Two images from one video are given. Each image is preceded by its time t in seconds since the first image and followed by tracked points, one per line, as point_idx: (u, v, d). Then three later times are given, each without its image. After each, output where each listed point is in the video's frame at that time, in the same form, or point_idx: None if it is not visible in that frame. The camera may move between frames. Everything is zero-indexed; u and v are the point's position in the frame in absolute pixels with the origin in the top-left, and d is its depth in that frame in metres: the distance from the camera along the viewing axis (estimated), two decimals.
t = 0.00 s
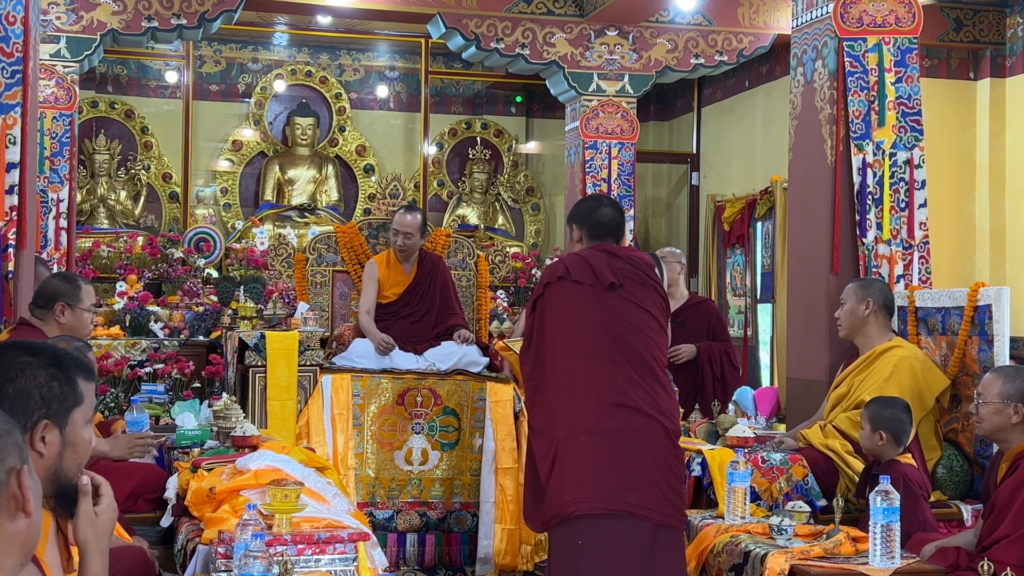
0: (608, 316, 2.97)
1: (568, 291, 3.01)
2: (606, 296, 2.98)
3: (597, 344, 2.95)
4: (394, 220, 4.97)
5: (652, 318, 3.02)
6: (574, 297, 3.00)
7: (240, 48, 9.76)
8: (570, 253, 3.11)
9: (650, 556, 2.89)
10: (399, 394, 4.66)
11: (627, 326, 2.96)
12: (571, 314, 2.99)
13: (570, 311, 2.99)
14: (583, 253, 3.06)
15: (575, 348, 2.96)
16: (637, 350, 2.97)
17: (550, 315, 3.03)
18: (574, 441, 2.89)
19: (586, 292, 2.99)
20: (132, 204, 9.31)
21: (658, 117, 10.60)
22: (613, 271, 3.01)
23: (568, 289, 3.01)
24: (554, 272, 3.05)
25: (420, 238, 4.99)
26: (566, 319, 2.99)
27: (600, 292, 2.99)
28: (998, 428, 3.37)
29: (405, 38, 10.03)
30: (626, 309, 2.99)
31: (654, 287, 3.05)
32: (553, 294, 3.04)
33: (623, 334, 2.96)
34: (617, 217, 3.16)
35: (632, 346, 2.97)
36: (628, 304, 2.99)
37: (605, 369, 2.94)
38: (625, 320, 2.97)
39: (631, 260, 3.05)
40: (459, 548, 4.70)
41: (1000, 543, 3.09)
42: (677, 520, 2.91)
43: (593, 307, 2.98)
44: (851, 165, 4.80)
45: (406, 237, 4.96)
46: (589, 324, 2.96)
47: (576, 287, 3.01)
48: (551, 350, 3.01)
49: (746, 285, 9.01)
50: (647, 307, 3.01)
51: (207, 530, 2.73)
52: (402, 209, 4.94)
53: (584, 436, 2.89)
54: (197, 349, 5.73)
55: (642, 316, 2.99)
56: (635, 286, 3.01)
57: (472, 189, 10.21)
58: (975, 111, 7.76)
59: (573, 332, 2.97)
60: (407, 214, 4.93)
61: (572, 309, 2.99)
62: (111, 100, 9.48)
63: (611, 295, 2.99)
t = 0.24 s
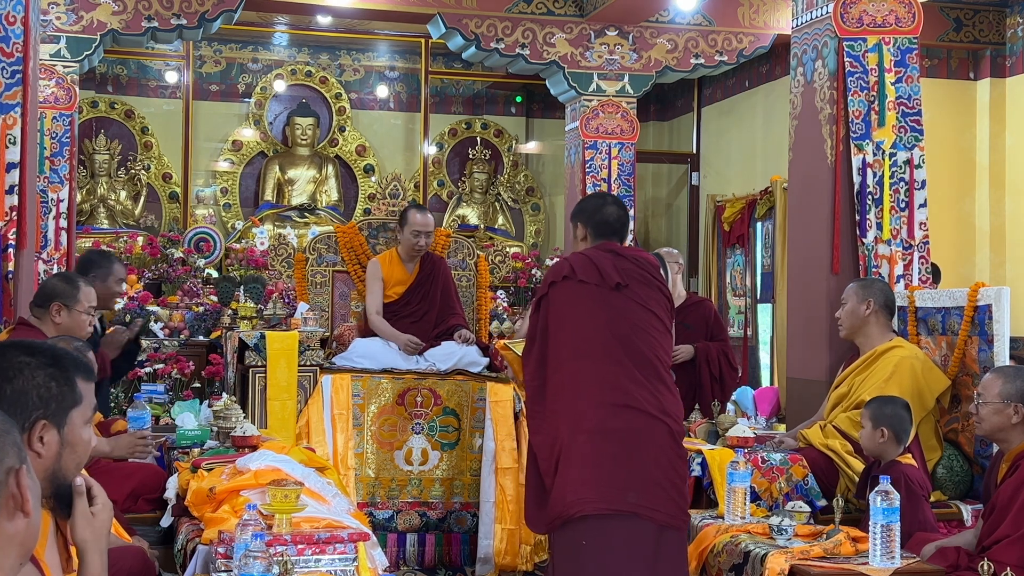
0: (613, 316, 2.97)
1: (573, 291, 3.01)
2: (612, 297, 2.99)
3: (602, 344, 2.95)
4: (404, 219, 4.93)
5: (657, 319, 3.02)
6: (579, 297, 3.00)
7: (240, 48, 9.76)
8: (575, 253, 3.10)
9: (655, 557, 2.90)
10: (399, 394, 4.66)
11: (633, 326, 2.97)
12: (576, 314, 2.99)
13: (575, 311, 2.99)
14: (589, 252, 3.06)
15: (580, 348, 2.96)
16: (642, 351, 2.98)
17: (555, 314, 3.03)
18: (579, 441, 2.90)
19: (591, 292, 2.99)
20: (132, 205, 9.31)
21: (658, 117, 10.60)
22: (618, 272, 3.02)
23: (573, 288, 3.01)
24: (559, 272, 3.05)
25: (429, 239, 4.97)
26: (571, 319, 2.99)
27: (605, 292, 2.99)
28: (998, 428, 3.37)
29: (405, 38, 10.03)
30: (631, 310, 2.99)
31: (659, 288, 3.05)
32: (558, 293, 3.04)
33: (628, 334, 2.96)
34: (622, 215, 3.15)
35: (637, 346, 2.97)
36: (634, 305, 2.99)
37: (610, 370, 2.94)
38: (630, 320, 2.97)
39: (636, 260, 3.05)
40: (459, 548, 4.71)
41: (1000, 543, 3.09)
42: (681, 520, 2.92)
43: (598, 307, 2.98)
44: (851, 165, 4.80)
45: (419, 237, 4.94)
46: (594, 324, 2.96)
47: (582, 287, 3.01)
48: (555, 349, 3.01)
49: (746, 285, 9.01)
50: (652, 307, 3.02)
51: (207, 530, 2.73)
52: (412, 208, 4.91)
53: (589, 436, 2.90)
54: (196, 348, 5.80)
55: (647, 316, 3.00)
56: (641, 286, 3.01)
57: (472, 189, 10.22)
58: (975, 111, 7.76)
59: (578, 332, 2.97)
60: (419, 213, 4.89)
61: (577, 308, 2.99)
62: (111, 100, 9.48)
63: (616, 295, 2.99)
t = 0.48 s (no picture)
0: (619, 316, 2.97)
1: (579, 291, 3.01)
2: (618, 297, 2.98)
3: (608, 345, 2.95)
4: (420, 218, 4.84)
5: (663, 319, 3.02)
6: (585, 297, 2.99)
7: (240, 48, 9.76)
8: (581, 252, 3.10)
9: (661, 557, 2.91)
10: (399, 394, 4.66)
11: (639, 327, 2.97)
12: (582, 314, 2.99)
13: (581, 310, 2.99)
14: (595, 252, 3.06)
15: (586, 348, 2.97)
16: (648, 351, 2.98)
17: (561, 314, 3.03)
18: (585, 442, 2.91)
19: (598, 292, 2.99)
20: (132, 205, 9.31)
21: (658, 117, 10.61)
22: (624, 272, 3.01)
23: (579, 288, 3.01)
24: (565, 271, 3.05)
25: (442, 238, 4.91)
26: (577, 319, 2.99)
27: (612, 292, 2.99)
28: (998, 428, 3.37)
29: (405, 38, 10.03)
30: (637, 309, 2.99)
31: (665, 288, 3.05)
32: (564, 293, 3.04)
33: (635, 334, 2.97)
34: (626, 214, 3.14)
35: (644, 347, 2.97)
36: (640, 305, 2.99)
37: (617, 370, 2.95)
38: (637, 321, 2.97)
39: (642, 260, 3.05)
40: (459, 548, 4.71)
41: (1000, 543, 3.09)
42: (686, 521, 2.93)
43: (604, 307, 2.97)
44: (851, 165, 4.80)
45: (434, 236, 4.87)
46: (599, 324, 2.96)
47: (588, 287, 3.00)
48: (561, 349, 3.01)
49: (746, 285, 9.01)
50: (659, 307, 3.02)
51: (207, 530, 2.73)
52: (429, 208, 4.83)
53: (594, 437, 2.90)
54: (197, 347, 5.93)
55: (653, 317, 3.00)
56: (647, 286, 3.01)
57: (472, 189, 10.22)
58: (975, 110, 7.76)
59: (584, 333, 2.97)
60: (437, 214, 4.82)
61: (583, 308, 2.99)
62: (111, 100, 9.48)
63: (622, 295, 2.99)
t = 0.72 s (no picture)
0: (624, 317, 2.97)
1: (584, 291, 3.01)
2: (623, 297, 2.98)
3: (612, 345, 2.95)
4: (428, 218, 4.89)
5: (667, 319, 3.03)
6: (590, 297, 2.99)
7: (240, 48, 9.76)
8: (585, 252, 3.10)
9: (665, 558, 2.91)
10: (399, 394, 4.66)
11: (644, 327, 2.97)
12: (586, 314, 2.99)
13: (586, 311, 2.99)
14: (600, 252, 3.05)
15: (590, 348, 2.97)
16: (652, 351, 2.98)
17: (565, 314, 3.03)
18: (590, 442, 2.91)
19: (602, 292, 2.99)
20: (132, 205, 9.32)
21: (658, 117, 10.61)
22: (629, 272, 3.01)
23: (583, 289, 3.01)
24: (569, 271, 3.05)
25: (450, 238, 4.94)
26: (581, 319, 2.99)
27: (616, 292, 2.98)
28: (998, 428, 3.36)
29: (405, 38, 10.03)
30: (642, 310, 2.99)
31: (669, 288, 3.05)
32: (568, 293, 3.03)
33: (639, 335, 2.97)
34: (629, 213, 3.15)
35: (648, 347, 2.97)
36: (645, 305, 2.99)
37: (622, 371, 2.95)
38: (642, 321, 2.97)
39: (646, 261, 3.05)
40: (459, 548, 4.71)
41: (1000, 543, 3.09)
42: (690, 522, 2.94)
43: (609, 307, 2.97)
44: (851, 165, 4.80)
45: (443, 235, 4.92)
46: (604, 325, 2.96)
47: (593, 287, 3.00)
48: (566, 349, 3.01)
49: (746, 285, 9.01)
50: (663, 308, 3.02)
51: (207, 530, 2.73)
52: (438, 209, 4.88)
53: (599, 437, 2.90)
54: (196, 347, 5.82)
55: (658, 317, 3.00)
56: (651, 287, 3.01)
57: (472, 189, 10.22)
58: (975, 111, 7.76)
59: (589, 333, 2.97)
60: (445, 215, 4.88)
61: (587, 308, 2.99)
62: (111, 100, 9.48)
63: (627, 296, 2.98)
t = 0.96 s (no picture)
0: (629, 317, 2.97)
1: (589, 291, 3.01)
2: (628, 297, 2.98)
3: (618, 345, 2.95)
4: (438, 218, 4.87)
5: (672, 319, 3.03)
6: (595, 297, 2.99)
7: (240, 48, 9.77)
8: (590, 252, 3.10)
9: (670, 559, 2.92)
10: (399, 394, 4.66)
11: (649, 327, 2.97)
12: (591, 314, 2.99)
13: (591, 311, 2.99)
14: (605, 252, 3.05)
15: (595, 349, 2.97)
16: (658, 352, 2.98)
17: (571, 314, 3.03)
18: (595, 442, 2.91)
19: (607, 292, 2.99)
20: (132, 205, 9.32)
21: (658, 117, 10.61)
22: (633, 272, 3.01)
23: (589, 289, 3.01)
24: (574, 271, 3.05)
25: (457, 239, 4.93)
26: (587, 319, 2.99)
27: (621, 293, 2.98)
28: (998, 428, 3.36)
29: (405, 38, 10.03)
30: (647, 310, 2.99)
31: (674, 288, 3.05)
32: (573, 293, 3.03)
33: (644, 335, 2.97)
34: (632, 213, 3.14)
35: (653, 348, 2.97)
36: (650, 305, 2.99)
37: (627, 371, 2.95)
38: (647, 321, 2.97)
39: (651, 261, 3.05)
40: (459, 548, 4.71)
41: (1000, 542, 3.09)
42: (694, 522, 2.94)
43: (614, 307, 2.97)
44: (850, 165, 4.80)
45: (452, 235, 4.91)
46: (610, 325, 2.96)
47: (598, 287, 3.00)
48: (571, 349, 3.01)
49: (746, 285, 9.01)
50: (668, 308, 3.02)
51: (207, 530, 2.73)
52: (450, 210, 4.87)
53: (604, 437, 2.91)
54: (196, 349, 5.74)
55: (663, 317, 3.00)
56: (656, 287, 3.01)
57: (472, 189, 10.23)
58: (975, 110, 7.76)
59: (594, 333, 2.97)
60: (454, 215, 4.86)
61: (592, 308, 2.99)
62: (111, 100, 9.48)
63: (632, 296, 2.98)
